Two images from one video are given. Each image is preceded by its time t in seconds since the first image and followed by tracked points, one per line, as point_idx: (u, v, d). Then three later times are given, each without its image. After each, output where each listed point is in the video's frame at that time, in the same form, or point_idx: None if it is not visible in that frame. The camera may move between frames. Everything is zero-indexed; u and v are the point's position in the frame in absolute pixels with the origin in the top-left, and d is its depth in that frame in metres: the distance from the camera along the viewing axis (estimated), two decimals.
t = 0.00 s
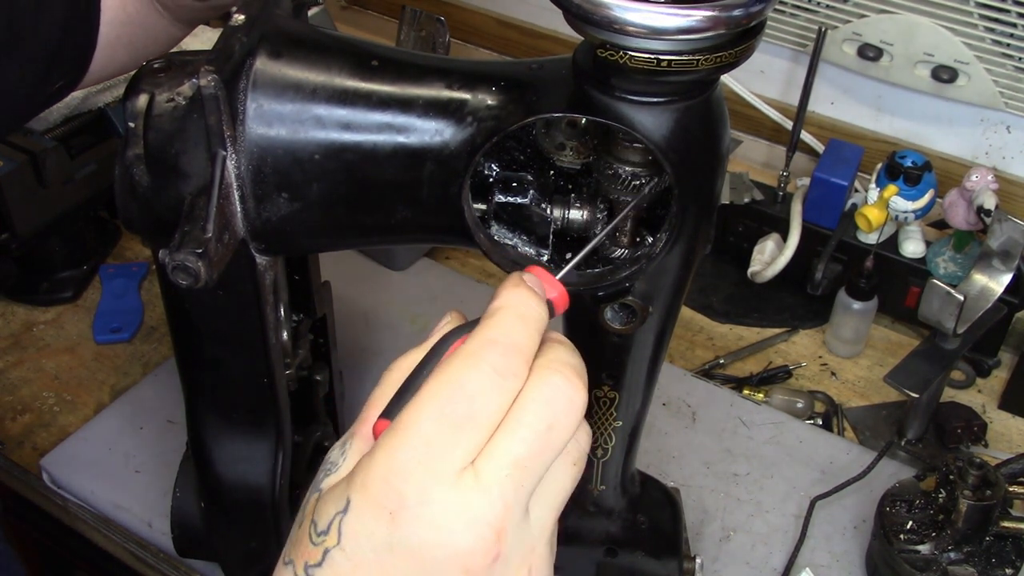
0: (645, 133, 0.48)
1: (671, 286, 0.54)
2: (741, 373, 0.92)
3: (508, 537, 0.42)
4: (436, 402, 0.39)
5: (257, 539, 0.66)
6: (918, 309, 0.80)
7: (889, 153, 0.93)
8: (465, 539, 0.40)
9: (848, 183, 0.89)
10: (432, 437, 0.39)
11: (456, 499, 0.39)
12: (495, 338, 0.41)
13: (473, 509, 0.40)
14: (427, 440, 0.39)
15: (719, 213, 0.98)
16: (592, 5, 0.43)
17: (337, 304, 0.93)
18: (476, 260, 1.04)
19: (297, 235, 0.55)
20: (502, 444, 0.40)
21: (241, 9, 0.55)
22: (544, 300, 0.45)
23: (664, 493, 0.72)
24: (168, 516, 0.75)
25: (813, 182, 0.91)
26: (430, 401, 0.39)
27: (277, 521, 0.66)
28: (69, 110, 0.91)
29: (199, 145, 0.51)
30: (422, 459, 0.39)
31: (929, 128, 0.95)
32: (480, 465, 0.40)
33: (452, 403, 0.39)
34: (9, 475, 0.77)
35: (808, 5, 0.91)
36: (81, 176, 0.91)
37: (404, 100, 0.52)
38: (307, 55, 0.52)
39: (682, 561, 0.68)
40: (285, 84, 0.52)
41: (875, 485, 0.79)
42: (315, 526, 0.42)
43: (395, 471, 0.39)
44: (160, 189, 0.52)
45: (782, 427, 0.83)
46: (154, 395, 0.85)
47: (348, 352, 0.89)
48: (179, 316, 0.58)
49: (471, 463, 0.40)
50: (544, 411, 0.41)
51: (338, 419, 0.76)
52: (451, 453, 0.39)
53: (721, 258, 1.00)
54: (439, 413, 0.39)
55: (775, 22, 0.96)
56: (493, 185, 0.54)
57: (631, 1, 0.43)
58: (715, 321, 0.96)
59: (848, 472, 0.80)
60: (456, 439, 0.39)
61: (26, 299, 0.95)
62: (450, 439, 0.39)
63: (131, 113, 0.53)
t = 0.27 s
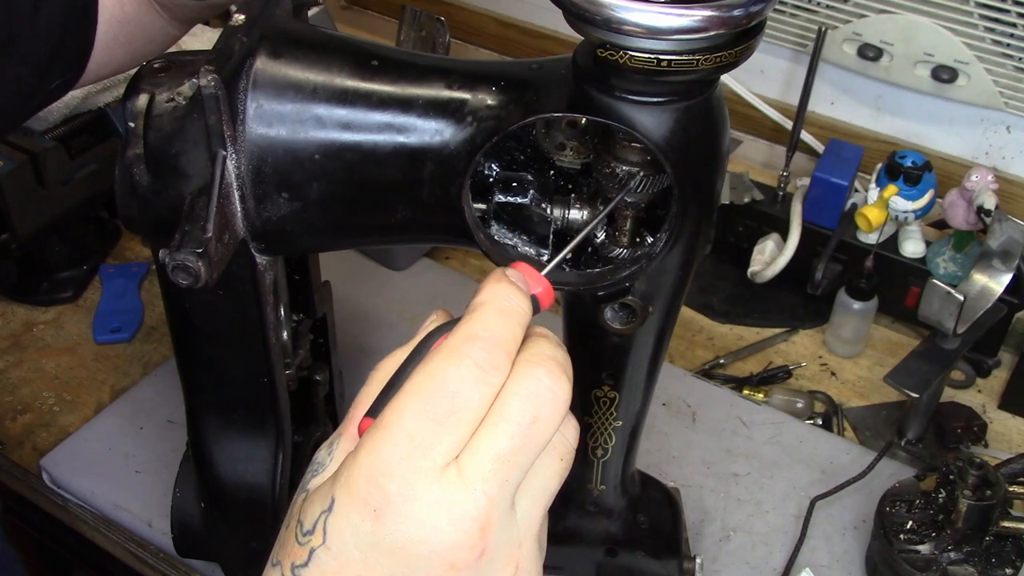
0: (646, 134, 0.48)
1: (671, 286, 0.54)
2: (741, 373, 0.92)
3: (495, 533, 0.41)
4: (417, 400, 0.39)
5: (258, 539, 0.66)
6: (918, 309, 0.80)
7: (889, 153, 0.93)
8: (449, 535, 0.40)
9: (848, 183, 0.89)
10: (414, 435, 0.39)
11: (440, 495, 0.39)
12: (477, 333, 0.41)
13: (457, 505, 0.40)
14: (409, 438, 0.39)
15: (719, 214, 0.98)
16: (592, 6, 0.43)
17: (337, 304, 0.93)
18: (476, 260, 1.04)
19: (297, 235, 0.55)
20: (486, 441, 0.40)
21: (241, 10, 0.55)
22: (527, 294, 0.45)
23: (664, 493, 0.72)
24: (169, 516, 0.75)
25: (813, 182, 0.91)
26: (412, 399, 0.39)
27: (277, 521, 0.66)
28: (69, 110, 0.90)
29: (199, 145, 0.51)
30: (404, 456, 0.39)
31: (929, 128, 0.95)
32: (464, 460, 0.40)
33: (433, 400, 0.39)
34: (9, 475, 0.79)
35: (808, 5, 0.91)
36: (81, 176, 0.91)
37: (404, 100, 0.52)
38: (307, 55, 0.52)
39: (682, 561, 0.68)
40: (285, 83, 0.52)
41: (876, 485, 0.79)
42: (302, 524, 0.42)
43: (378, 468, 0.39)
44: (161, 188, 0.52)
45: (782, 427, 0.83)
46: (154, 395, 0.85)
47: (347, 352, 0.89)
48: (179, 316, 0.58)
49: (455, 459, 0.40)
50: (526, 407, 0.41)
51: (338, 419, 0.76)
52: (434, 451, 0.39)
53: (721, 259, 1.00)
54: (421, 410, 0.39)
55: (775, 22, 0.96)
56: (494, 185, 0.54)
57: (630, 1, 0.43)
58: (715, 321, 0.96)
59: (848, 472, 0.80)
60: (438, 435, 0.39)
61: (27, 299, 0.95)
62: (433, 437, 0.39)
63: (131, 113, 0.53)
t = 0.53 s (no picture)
0: (646, 134, 0.48)
1: (671, 286, 0.54)
2: (741, 373, 0.92)
3: (490, 553, 0.40)
4: (412, 412, 0.37)
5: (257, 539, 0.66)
6: (919, 309, 0.80)
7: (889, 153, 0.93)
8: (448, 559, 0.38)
9: (848, 183, 0.89)
10: (411, 450, 0.37)
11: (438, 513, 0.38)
12: (466, 345, 0.40)
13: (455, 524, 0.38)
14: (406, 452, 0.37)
15: (719, 213, 0.98)
16: (592, 6, 0.43)
17: (337, 304, 0.93)
18: (476, 260, 1.04)
19: (297, 235, 0.55)
20: (481, 455, 0.39)
21: (241, 10, 0.55)
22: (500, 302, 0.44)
23: (664, 493, 0.72)
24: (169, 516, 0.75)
25: (813, 182, 0.91)
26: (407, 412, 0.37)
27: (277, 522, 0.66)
28: (69, 110, 0.90)
29: (199, 146, 0.51)
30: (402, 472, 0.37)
31: (929, 128, 0.95)
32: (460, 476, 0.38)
33: (429, 412, 0.38)
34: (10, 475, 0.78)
35: (808, 5, 0.91)
36: (81, 176, 0.91)
37: (404, 100, 0.52)
38: (307, 54, 0.52)
39: (683, 561, 0.68)
40: (285, 83, 0.52)
41: (876, 485, 0.79)
42: (286, 549, 0.39)
43: (374, 487, 0.37)
44: (161, 188, 0.52)
45: (782, 426, 0.83)
46: (155, 395, 0.85)
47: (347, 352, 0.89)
48: (179, 316, 0.58)
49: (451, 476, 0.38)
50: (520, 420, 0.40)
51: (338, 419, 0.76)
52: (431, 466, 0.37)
53: (721, 258, 1.00)
54: (417, 423, 0.37)
55: (775, 22, 0.96)
56: (494, 185, 0.54)
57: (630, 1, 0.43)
58: (715, 321, 0.96)
59: (848, 472, 0.80)
60: (436, 450, 0.38)
61: (27, 299, 0.95)
62: (429, 452, 0.37)
63: (131, 113, 0.53)
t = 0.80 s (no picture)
0: (646, 134, 0.48)
1: (671, 286, 0.54)
2: (741, 373, 0.92)
3: None
4: None
5: (257, 539, 0.65)
6: (919, 309, 0.81)
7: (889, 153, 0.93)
8: None
9: (848, 183, 0.89)
10: None
11: None
12: None
13: None
14: None
15: (720, 213, 0.98)
16: (592, 6, 0.43)
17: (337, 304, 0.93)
18: (476, 260, 1.04)
19: (297, 235, 0.55)
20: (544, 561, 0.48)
21: (241, 10, 0.55)
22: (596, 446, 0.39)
23: (664, 494, 0.72)
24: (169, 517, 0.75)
25: (813, 182, 0.91)
26: None
27: (277, 523, 0.65)
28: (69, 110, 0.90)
29: (199, 146, 0.51)
30: None
31: (929, 128, 0.95)
32: None
33: None
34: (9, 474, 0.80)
35: (808, 5, 0.92)
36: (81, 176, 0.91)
37: (404, 100, 0.52)
38: (307, 54, 0.52)
39: (682, 561, 0.68)
40: (285, 84, 0.52)
41: (875, 485, 0.79)
42: None
43: None
44: (160, 188, 0.52)
45: (781, 426, 0.83)
46: (155, 396, 0.85)
47: (347, 353, 0.89)
48: (179, 316, 0.58)
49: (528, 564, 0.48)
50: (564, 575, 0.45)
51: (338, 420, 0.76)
52: None
53: (721, 259, 1.00)
54: None
55: (774, 22, 0.96)
56: (494, 185, 0.54)
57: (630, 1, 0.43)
58: (715, 321, 0.96)
59: (848, 472, 0.80)
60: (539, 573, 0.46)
61: (27, 299, 0.95)
62: None
63: (131, 113, 0.53)
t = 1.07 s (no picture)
0: (646, 134, 0.48)
1: (671, 287, 0.54)
2: (741, 373, 0.92)
3: None
4: None
5: (257, 538, 0.65)
6: (919, 309, 0.81)
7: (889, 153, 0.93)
8: None
9: (847, 183, 0.89)
10: None
11: None
12: None
13: None
14: None
15: (720, 213, 0.98)
16: (593, 7, 0.43)
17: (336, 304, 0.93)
18: (476, 260, 1.04)
19: (297, 236, 0.55)
20: None
21: (241, 10, 0.55)
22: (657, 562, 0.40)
23: (664, 494, 0.72)
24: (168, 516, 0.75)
25: (813, 182, 0.91)
26: None
27: (277, 523, 0.65)
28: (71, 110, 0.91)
29: (199, 146, 0.51)
30: None
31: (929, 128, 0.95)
32: None
33: None
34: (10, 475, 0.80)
35: (808, 5, 0.92)
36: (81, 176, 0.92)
37: (404, 100, 0.52)
38: (307, 55, 0.52)
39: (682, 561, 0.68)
40: (285, 84, 0.52)
41: (875, 485, 0.79)
42: None
43: None
44: (160, 189, 0.52)
45: (782, 426, 0.83)
46: (155, 396, 0.85)
47: (347, 353, 0.89)
48: (179, 316, 0.58)
49: None
50: None
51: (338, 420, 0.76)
52: None
53: (721, 259, 1.00)
54: None
55: (774, 22, 0.96)
56: (493, 185, 0.54)
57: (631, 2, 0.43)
58: (715, 321, 0.96)
59: (848, 472, 0.80)
60: None
61: (27, 300, 0.95)
62: None
63: (131, 114, 0.52)
